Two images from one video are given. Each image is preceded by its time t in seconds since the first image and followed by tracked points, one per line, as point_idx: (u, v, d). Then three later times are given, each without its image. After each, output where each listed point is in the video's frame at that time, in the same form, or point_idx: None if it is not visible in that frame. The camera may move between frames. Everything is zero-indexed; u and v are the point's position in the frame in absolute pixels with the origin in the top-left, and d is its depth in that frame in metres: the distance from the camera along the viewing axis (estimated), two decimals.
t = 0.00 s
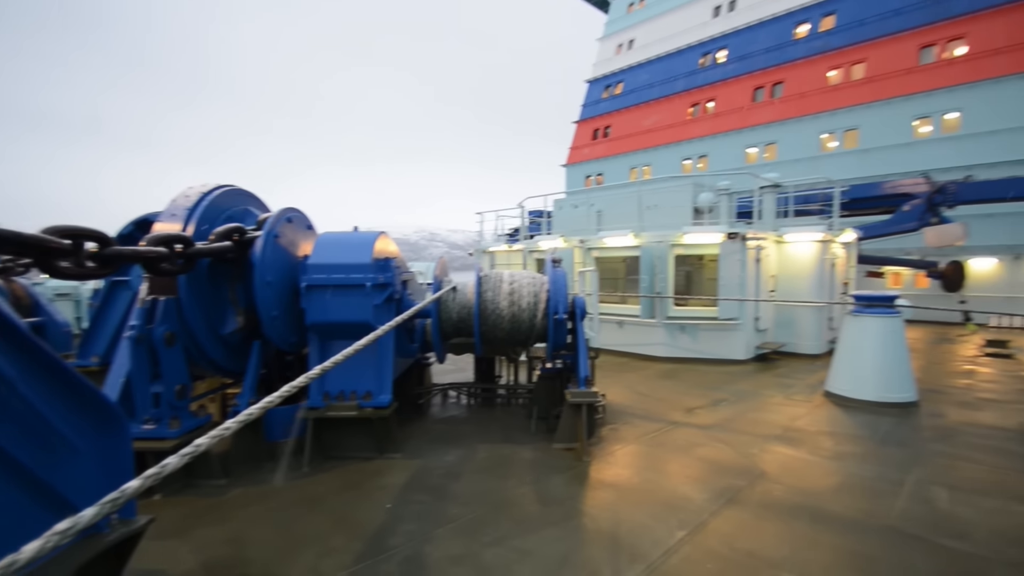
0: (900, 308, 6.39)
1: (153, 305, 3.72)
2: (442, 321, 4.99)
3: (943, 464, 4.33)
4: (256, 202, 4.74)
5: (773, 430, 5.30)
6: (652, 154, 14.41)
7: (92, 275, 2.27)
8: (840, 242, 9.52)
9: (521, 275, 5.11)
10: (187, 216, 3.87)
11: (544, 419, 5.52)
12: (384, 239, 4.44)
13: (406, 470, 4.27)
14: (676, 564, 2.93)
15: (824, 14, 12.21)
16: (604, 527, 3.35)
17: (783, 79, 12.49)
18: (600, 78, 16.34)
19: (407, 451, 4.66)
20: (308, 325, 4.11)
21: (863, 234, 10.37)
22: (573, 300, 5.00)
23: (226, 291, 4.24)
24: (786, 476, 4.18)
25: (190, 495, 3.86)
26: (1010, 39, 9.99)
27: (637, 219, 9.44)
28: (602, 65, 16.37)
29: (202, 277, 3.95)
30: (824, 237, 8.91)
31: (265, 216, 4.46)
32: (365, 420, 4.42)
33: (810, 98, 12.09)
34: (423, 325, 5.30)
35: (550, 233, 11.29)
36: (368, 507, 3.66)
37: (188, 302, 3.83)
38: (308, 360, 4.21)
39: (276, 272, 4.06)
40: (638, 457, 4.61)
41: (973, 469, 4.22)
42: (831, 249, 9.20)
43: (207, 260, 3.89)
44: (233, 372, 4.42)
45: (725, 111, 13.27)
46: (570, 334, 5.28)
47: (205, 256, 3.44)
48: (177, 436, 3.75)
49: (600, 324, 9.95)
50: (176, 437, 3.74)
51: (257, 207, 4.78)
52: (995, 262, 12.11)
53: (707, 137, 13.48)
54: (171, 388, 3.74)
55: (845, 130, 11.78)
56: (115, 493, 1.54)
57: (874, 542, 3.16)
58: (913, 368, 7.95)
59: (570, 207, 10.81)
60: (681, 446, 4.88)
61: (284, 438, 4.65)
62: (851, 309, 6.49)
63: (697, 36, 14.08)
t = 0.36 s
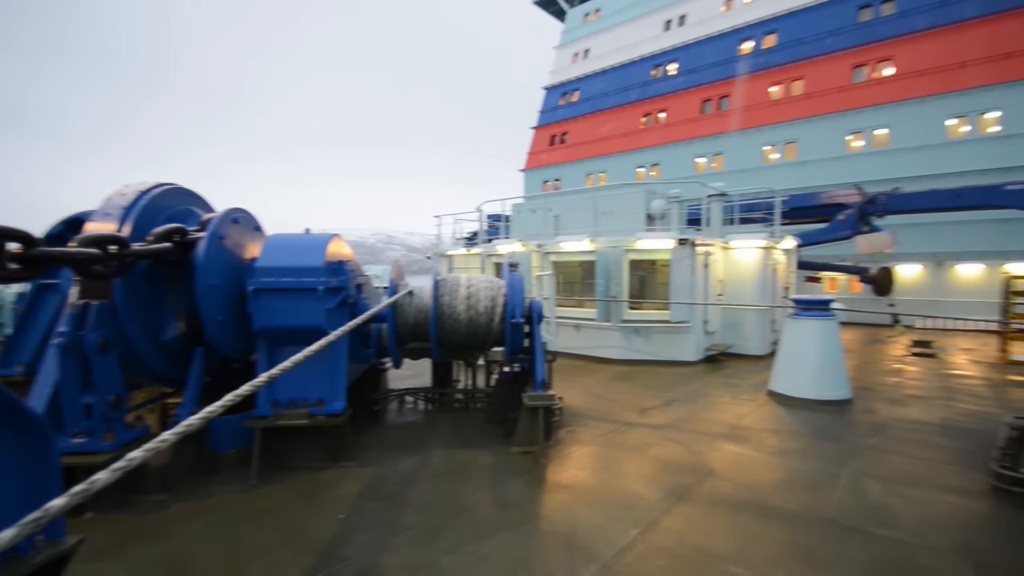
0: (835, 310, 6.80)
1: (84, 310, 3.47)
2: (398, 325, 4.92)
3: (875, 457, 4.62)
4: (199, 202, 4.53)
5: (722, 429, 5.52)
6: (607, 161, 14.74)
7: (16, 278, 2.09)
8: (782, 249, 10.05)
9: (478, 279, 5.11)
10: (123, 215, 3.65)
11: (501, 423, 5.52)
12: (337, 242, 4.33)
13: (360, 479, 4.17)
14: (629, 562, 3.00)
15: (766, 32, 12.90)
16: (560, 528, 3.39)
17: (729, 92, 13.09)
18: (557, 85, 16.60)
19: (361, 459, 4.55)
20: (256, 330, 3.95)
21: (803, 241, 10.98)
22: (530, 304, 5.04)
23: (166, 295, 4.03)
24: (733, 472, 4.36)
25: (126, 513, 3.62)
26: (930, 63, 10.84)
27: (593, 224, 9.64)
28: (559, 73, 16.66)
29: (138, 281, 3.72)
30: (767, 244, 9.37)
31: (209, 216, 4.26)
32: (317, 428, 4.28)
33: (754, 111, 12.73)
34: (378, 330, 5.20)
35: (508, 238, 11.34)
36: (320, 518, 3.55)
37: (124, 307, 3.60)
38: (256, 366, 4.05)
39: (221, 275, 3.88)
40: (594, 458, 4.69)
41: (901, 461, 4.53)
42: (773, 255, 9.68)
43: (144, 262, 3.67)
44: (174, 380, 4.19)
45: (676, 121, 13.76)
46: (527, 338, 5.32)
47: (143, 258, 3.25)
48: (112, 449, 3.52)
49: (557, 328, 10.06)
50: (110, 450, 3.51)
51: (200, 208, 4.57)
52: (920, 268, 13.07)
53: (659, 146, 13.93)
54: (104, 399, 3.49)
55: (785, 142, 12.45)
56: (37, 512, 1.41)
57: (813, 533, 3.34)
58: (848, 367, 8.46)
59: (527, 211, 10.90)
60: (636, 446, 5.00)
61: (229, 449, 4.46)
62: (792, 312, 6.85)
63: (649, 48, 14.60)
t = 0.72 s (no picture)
0: (777, 312, 7.17)
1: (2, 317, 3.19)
2: (351, 330, 4.81)
3: (813, 451, 4.89)
4: (135, 202, 4.28)
5: (673, 428, 5.69)
6: (564, 166, 14.98)
7: None
8: (728, 254, 10.51)
9: (434, 283, 5.06)
10: (47, 215, 3.40)
11: (458, 428, 5.48)
12: (285, 244, 4.19)
13: (310, 490, 4.03)
14: (584, 563, 3.04)
15: (713, 47, 13.51)
16: (516, 532, 3.39)
17: (679, 103, 13.60)
18: (514, 91, 16.74)
19: (311, 470, 4.40)
20: (197, 337, 3.76)
21: (747, 247, 11.51)
22: (487, 308, 5.05)
23: (96, 300, 3.77)
24: (683, 469, 4.51)
25: (51, 536, 3.35)
26: (859, 81, 11.64)
27: (549, 229, 9.78)
28: (516, 79, 16.83)
29: (65, 285, 3.47)
30: (714, 249, 9.78)
31: (145, 216, 4.02)
32: (265, 438, 4.12)
33: (702, 122, 13.27)
34: (330, 336, 5.06)
35: (465, 242, 11.31)
36: (267, 533, 3.40)
37: (48, 313, 3.34)
38: (198, 375, 3.85)
39: (158, 279, 3.67)
40: (550, 460, 4.73)
41: (836, 454, 4.82)
42: (720, 260, 10.11)
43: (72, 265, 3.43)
44: (105, 392, 3.92)
45: (629, 129, 14.15)
46: (484, 342, 5.32)
47: (71, 260, 3.03)
48: (34, 467, 3.25)
49: (514, 331, 10.10)
50: (33, 468, 3.25)
51: (135, 207, 4.31)
52: (852, 273, 13.91)
53: (613, 153, 14.28)
54: (26, 413, 3.22)
55: (730, 153, 13.04)
56: None
57: (757, 526, 3.50)
58: (789, 366, 8.92)
59: (485, 215, 10.91)
60: (591, 447, 5.08)
61: (168, 464, 4.21)
62: (737, 314, 7.17)
63: (603, 58, 14.99)
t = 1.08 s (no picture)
0: (722, 314, 7.48)
1: None
2: (299, 337, 4.66)
3: (757, 447, 5.12)
4: (59, 202, 3.99)
5: (626, 428, 5.82)
6: (520, 171, 15.10)
7: None
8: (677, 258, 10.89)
9: (387, 287, 4.97)
10: None
11: (413, 435, 5.39)
12: (227, 248, 4.01)
13: (256, 505, 3.86)
14: (540, 565, 3.05)
15: (661, 59, 14.01)
16: (472, 538, 3.37)
17: (630, 113, 14.01)
18: (470, 95, 16.74)
19: (257, 484, 4.22)
20: (130, 346, 3.54)
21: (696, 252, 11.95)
22: (442, 313, 5.01)
23: (14, 308, 3.48)
24: (636, 468, 4.61)
25: None
26: (796, 96, 12.36)
27: (505, 233, 9.83)
28: (472, 83, 16.84)
29: None
30: (664, 254, 10.10)
31: (70, 218, 3.76)
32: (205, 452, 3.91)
33: (652, 131, 13.72)
34: (277, 343, 4.88)
35: (420, 245, 11.19)
36: (209, 552, 3.23)
37: None
38: (131, 386, 3.63)
39: (85, 285, 3.43)
40: (506, 464, 4.73)
41: (778, 449, 5.06)
42: (670, 264, 10.46)
43: None
44: (25, 407, 3.62)
45: (583, 136, 14.44)
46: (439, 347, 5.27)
47: None
48: None
49: (471, 335, 10.07)
50: None
51: (60, 208, 4.02)
52: (791, 276, 14.55)
53: (568, 159, 14.52)
54: None
55: (679, 161, 13.53)
56: None
57: (706, 521, 3.62)
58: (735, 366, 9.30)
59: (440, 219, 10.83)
60: (547, 450, 5.12)
61: (97, 483, 3.89)
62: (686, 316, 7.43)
63: (557, 66, 15.25)
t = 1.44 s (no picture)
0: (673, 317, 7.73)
1: None
2: (245, 345, 4.49)
3: (706, 444, 5.31)
4: None
5: (582, 430, 5.90)
6: (477, 176, 15.11)
7: None
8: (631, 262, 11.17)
9: (339, 293, 4.85)
10: None
11: (367, 443, 5.26)
12: (165, 251, 3.80)
13: (197, 523, 3.67)
14: (495, 570, 3.05)
15: (615, 69, 14.40)
16: (427, 547, 3.33)
17: (585, 120, 14.30)
18: (426, 99, 16.61)
19: (199, 501, 4.01)
20: (56, 357, 3.30)
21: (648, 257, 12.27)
22: (396, 318, 4.93)
23: None
24: (591, 469, 4.69)
25: None
26: (740, 108, 12.97)
27: (462, 237, 9.80)
28: (428, 86, 16.72)
29: None
30: (618, 259, 10.33)
31: None
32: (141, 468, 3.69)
33: (605, 139, 14.05)
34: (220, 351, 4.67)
35: (376, 249, 10.98)
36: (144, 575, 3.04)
37: None
38: (56, 400, 3.38)
39: (3, 292, 3.18)
40: (463, 470, 4.69)
41: (726, 446, 5.26)
42: (624, 268, 10.71)
43: None
44: None
45: (540, 142, 14.62)
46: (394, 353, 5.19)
47: None
48: None
49: (427, 341, 9.95)
50: None
51: None
52: (738, 280, 15.17)
53: (525, 165, 14.65)
54: None
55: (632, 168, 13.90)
56: None
57: (657, 518, 3.72)
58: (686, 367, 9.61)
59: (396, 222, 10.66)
60: (504, 454, 5.12)
61: (17, 506, 3.59)
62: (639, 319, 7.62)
63: (514, 72, 15.40)
